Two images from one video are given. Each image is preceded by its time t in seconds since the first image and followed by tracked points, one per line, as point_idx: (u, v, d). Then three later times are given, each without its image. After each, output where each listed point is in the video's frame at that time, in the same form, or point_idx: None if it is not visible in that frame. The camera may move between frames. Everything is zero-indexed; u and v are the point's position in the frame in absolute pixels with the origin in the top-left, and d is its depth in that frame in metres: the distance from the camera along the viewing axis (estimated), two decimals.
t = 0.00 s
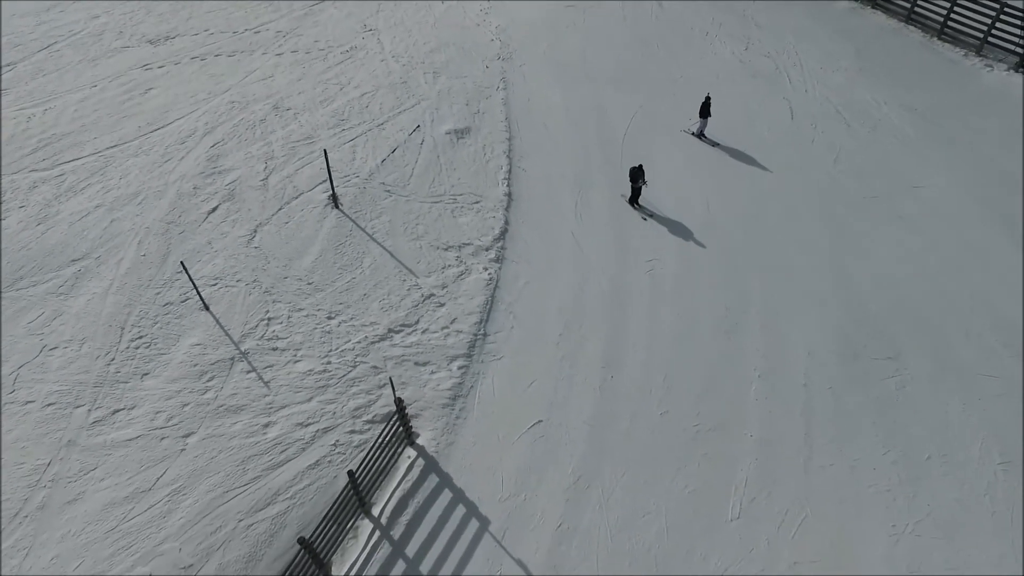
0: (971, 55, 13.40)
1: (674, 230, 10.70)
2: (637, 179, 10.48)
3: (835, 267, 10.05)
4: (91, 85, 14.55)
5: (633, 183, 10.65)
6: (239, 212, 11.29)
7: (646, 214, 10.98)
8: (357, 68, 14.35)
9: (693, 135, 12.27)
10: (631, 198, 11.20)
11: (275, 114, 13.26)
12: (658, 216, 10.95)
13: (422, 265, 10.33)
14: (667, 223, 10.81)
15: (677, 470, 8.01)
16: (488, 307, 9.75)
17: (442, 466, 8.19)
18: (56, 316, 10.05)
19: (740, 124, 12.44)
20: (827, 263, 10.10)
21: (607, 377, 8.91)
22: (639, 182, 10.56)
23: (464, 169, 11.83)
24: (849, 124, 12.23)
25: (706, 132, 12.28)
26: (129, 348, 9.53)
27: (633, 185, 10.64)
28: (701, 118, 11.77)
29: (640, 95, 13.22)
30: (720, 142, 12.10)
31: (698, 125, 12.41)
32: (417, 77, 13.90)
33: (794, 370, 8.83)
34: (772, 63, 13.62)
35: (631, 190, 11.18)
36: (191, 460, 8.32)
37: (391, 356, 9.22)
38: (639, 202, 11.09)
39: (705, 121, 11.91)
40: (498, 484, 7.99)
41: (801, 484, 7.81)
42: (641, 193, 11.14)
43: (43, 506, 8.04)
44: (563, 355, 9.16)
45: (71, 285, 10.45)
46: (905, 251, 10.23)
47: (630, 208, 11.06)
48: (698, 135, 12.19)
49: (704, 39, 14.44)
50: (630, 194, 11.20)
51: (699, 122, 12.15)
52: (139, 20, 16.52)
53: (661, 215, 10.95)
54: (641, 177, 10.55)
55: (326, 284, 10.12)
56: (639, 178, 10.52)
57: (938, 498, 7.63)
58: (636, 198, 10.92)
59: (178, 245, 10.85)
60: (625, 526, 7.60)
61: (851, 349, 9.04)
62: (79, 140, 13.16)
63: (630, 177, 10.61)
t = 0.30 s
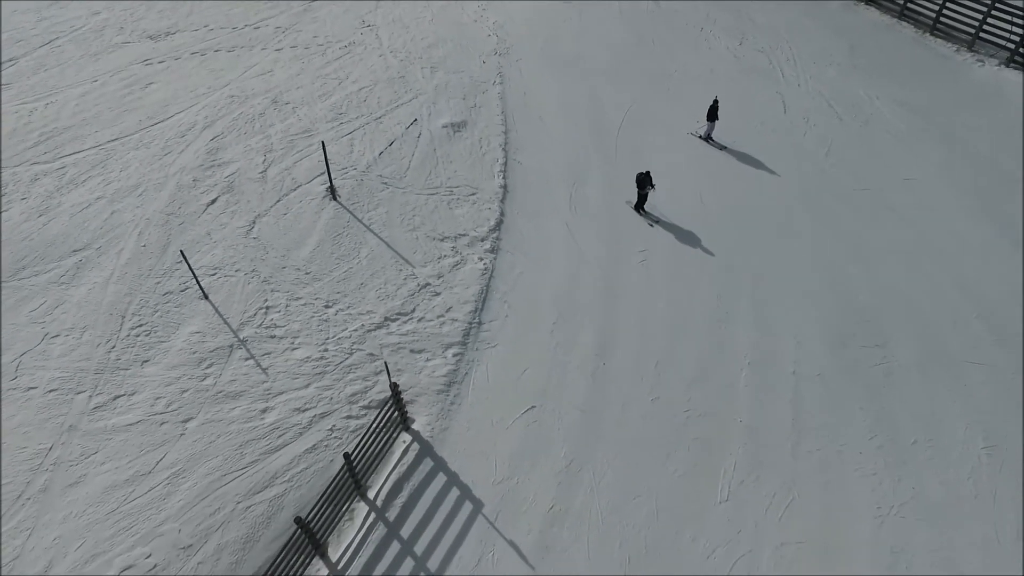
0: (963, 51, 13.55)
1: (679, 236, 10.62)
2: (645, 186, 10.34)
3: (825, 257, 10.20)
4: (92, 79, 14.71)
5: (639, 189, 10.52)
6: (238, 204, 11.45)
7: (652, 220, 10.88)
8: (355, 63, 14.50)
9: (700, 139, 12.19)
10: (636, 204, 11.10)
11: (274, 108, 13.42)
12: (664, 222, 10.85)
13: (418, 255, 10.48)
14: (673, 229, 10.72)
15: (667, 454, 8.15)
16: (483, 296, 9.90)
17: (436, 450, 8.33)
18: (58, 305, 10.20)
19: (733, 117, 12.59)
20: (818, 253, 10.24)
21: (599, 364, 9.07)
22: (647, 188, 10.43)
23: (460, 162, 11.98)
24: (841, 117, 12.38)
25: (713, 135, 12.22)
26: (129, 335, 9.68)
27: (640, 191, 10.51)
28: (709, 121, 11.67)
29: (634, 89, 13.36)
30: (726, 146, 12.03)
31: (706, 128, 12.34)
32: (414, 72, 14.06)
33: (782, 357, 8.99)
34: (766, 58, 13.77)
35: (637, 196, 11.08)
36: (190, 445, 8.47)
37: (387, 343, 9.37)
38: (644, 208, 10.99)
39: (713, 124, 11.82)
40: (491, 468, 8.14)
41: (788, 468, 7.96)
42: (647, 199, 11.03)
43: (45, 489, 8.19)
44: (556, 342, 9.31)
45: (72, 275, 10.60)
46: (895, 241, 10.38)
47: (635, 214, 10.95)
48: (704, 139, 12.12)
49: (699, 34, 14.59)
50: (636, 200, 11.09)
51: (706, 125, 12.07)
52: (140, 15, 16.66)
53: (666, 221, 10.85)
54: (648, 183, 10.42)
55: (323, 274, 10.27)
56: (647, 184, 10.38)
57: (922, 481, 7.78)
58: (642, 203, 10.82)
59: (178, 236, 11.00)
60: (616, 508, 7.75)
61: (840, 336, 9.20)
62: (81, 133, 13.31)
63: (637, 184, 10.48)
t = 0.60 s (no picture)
0: (954, 46, 13.70)
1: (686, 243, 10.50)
2: (651, 192, 10.25)
3: (815, 246, 10.36)
4: (94, 74, 14.88)
5: (646, 196, 10.43)
6: (238, 195, 11.63)
7: (659, 226, 10.77)
8: (354, 58, 14.67)
9: (707, 142, 12.12)
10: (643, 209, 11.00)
11: (273, 101, 13.59)
12: (671, 228, 10.74)
13: (414, 245, 10.65)
14: (680, 236, 10.61)
15: (657, 438, 8.32)
16: (479, 285, 10.07)
17: (431, 434, 8.50)
18: (60, 293, 10.38)
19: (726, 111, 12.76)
20: (808, 243, 10.41)
21: (592, 350, 9.23)
22: (653, 195, 10.34)
23: (457, 154, 12.15)
24: (833, 111, 12.55)
25: (720, 138, 12.16)
26: (130, 323, 9.86)
27: (647, 198, 10.42)
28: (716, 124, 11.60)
29: (629, 83, 13.52)
30: (734, 149, 11.95)
31: (712, 131, 12.27)
32: (412, 67, 14.23)
33: (771, 344, 9.15)
34: (759, 53, 13.93)
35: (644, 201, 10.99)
36: (190, 428, 8.64)
37: (383, 330, 9.55)
38: (651, 214, 10.88)
39: (720, 127, 11.76)
40: (484, 451, 8.30)
41: (776, 451, 8.12)
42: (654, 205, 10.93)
43: (48, 471, 8.36)
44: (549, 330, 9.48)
45: (74, 264, 10.78)
46: (883, 231, 10.54)
47: (642, 220, 10.86)
48: (712, 141, 12.05)
49: (694, 30, 14.75)
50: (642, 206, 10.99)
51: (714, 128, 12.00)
52: (141, 11, 16.84)
53: (674, 227, 10.75)
54: (655, 189, 10.32)
55: (321, 263, 10.45)
56: (653, 190, 10.29)
57: (907, 463, 7.94)
58: (649, 210, 10.71)
59: (179, 226, 11.18)
60: (606, 489, 7.92)
61: (828, 324, 9.36)
62: (83, 126, 13.49)
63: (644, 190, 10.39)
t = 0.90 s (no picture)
0: (946, 42, 13.89)
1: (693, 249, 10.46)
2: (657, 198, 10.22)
3: (805, 236, 10.55)
4: (98, 68, 15.12)
5: (652, 201, 10.39)
6: (239, 185, 11.86)
7: (666, 231, 10.73)
8: (354, 52, 14.89)
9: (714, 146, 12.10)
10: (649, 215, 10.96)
11: (274, 95, 13.81)
12: (678, 234, 10.71)
13: (412, 234, 10.87)
14: (688, 243, 10.56)
15: (647, 420, 8.51)
16: (474, 273, 10.28)
17: (426, 416, 8.71)
18: (65, 280, 10.61)
19: (719, 105, 12.97)
20: (798, 233, 10.60)
21: (584, 336, 9.43)
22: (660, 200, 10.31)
23: (454, 146, 12.36)
24: (824, 104, 12.74)
25: (727, 141, 12.13)
26: (133, 308, 10.09)
27: (653, 203, 10.38)
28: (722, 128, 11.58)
29: (624, 77, 13.72)
30: (741, 153, 11.93)
31: (719, 134, 12.24)
32: (411, 61, 14.44)
33: (760, 330, 9.35)
34: (753, 48, 14.12)
35: (649, 207, 10.96)
36: (191, 409, 8.86)
37: (381, 316, 9.76)
38: (658, 219, 10.84)
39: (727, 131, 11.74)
40: (478, 431, 8.51)
41: (763, 433, 8.31)
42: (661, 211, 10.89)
43: (53, 450, 8.59)
44: (543, 316, 9.68)
45: (79, 252, 11.01)
46: (872, 221, 10.73)
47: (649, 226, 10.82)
48: (719, 145, 12.02)
49: (689, 25, 14.95)
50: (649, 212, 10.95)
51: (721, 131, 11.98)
52: (144, 6, 17.08)
53: (681, 233, 10.71)
54: (661, 195, 10.29)
55: (320, 252, 10.66)
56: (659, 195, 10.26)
57: (890, 445, 8.14)
58: (656, 215, 10.67)
59: (181, 215, 11.42)
60: (597, 469, 8.11)
61: (816, 310, 9.55)
62: (87, 119, 13.73)
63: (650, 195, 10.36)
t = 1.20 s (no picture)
0: (933, 35, 14.13)
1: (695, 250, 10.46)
2: (659, 199, 10.23)
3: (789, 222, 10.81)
4: (101, 59, 15.40)
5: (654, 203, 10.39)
6: (238, 172, 12.13)
7: (667, 233, 10.73)
8: (352, 44, 15.16)
9: (716, 146, 12.12)
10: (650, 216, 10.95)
11: (273, 85, 14.09)
12: (679, 235, 10.71)
13: (406, 219, 11.14)
14: (689, 244, 10.56)
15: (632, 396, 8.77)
16: (467, 257, 10.54)
17: (418, 392, 8.97)
18: (68, 263, 10.89)
19: (708, 95, 13.23)
20: (783, 219, 10.85)
21: (573, 317, 9.69)
22: (661, 201, 10.32)
23: (449, 135, 12.63)
24: (812, 95, 13.00)
25: (729, 142, 12.16)
26: (135, 289, 10.37)
27: (655, 205, 10.39)
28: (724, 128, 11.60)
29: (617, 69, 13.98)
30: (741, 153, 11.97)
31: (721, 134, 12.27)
32: (408, 53, 14.71)
33: (743, 311, 9.61)
34: (743, 40, 14.38)
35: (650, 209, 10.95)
36: (190, 385, 9.14)
37: (375, 297, 10.03)
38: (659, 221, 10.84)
39: (729, 131, 11.76)
40: (468, 406, 8.78)
41: (745, 409, 8.57)
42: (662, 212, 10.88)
43: (56, 424, 8.87)
44: (532, 297, 9.94)
45: (82, 236, 11.29)
46: (855, 207, 10.99)
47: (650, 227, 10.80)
48: (721, 145, 12.03)
49: (681, 18, 15.21)
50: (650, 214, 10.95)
51: (723, 132, 11.99)
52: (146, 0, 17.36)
53: (682, 234, 10.71)
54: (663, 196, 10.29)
55: (317, 236, 10.94)
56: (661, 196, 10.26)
57: (867, 419, 8.40)
58: (657, 216, 10.65)
59: (182, 201, 11.69)
60: (583, 442, 8.37)
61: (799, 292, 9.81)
62: (90, 109, 14.01)
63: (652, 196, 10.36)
